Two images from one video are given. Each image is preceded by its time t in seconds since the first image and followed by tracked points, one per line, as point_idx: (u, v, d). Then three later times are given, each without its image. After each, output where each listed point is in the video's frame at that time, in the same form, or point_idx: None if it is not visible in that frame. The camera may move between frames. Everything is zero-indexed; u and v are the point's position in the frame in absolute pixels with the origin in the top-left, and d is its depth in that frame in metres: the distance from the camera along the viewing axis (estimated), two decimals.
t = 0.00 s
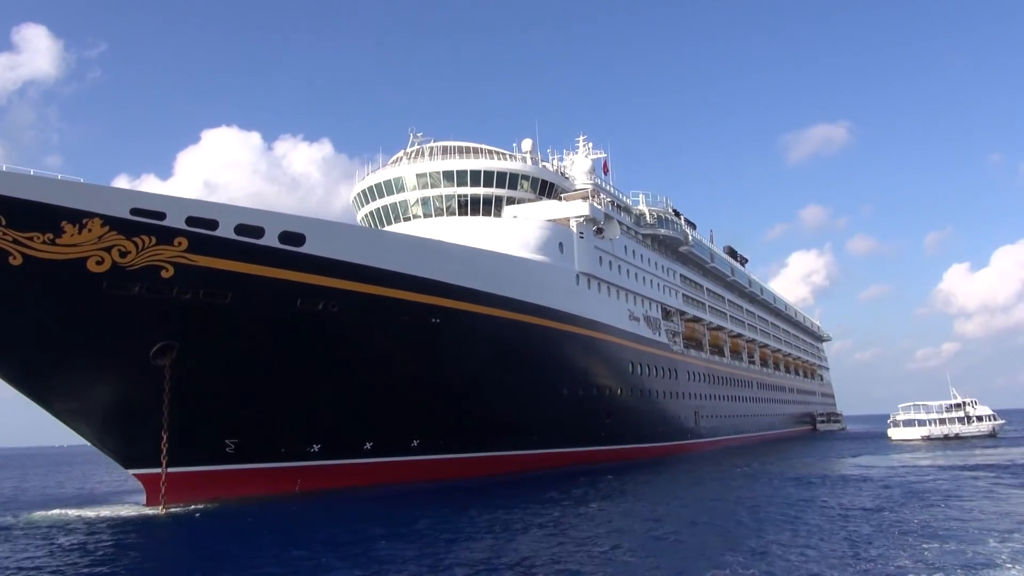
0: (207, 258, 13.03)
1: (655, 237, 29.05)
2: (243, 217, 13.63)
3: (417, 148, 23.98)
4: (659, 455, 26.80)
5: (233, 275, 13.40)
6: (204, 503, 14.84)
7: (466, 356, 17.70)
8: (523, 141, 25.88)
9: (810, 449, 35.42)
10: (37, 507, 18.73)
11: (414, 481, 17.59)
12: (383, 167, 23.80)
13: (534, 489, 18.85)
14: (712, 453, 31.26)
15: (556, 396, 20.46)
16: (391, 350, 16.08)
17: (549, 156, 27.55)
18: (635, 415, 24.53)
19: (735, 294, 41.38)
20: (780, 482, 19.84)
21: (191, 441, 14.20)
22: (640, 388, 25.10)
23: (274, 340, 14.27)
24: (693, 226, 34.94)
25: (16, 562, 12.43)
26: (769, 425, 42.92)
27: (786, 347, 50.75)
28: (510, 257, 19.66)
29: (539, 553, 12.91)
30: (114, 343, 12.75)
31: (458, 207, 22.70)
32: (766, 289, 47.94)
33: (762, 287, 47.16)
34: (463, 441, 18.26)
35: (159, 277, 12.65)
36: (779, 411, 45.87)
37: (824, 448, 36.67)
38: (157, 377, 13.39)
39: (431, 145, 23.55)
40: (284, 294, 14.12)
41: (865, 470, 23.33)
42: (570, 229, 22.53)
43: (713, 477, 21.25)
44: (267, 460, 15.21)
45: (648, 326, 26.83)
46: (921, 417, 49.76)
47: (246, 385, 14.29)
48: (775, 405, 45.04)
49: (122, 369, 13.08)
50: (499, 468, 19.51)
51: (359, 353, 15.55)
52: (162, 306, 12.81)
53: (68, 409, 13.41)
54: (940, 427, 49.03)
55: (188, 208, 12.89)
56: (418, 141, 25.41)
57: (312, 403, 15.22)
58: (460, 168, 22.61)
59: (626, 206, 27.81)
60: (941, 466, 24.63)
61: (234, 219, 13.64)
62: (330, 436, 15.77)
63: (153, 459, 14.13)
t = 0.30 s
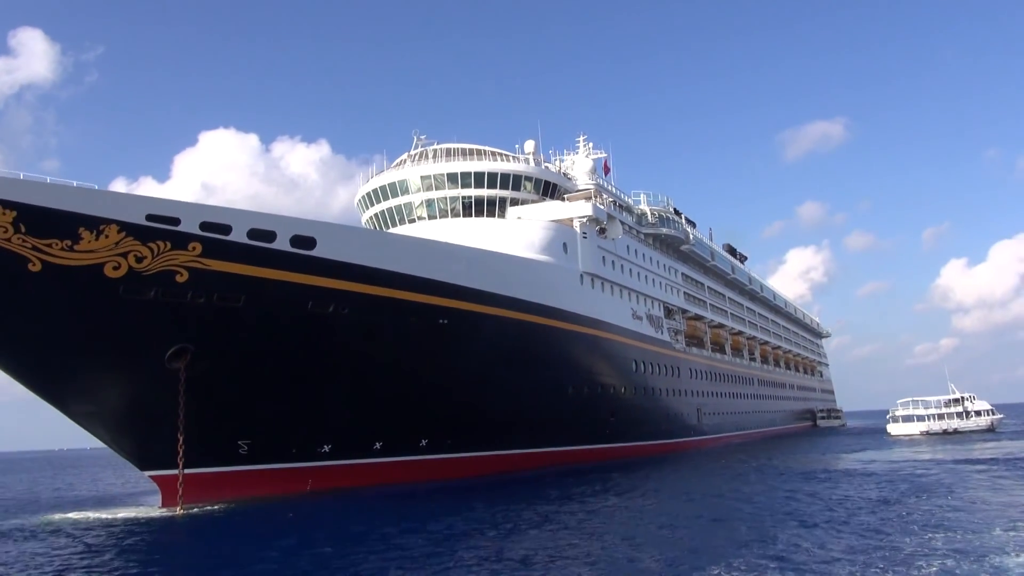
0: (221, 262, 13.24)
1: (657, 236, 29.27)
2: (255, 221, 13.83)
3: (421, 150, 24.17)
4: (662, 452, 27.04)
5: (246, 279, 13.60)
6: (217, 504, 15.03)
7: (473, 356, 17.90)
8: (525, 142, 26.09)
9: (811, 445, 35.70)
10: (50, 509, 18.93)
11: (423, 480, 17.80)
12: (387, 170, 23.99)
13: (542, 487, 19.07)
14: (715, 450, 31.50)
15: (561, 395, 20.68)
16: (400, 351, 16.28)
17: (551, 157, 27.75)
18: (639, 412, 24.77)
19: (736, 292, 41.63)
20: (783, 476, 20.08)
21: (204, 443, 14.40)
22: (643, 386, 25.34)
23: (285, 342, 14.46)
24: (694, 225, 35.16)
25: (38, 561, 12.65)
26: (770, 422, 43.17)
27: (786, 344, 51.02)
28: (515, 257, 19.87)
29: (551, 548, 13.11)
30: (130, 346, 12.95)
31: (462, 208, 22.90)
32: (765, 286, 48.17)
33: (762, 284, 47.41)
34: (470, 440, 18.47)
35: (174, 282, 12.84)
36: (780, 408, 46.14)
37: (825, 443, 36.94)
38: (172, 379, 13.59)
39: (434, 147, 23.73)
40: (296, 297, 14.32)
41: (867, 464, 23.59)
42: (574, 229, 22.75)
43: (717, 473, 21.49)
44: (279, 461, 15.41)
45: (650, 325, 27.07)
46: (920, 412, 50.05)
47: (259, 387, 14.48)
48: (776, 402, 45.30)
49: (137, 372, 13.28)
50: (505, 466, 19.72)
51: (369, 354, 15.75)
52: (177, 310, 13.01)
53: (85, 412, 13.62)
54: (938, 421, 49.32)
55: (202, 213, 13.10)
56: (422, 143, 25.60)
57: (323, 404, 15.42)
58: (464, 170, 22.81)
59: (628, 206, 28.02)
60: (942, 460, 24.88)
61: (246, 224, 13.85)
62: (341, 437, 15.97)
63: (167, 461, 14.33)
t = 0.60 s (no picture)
0: (234, 265, 13.44)
1: (660, 236, 29.49)
2: (268, 225, 14.06)
3: (426, 153, 24.36)
4: (667, 451, 27.25)
5: (259, 282, 13.81)
6: (230, 504, 15.26)
7: (480, 357, 18.09)
8: (529, 144, 26.29)
9: (813, 442, 35.91)
10: (64, 511, 19.15)
11: (432, 479, 18.02)
12: (392, 173, 24.18)
13: (548, 485, 19.29)
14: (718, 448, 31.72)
15: (567, 394, 20.88)
16: (409, 352, 16.47)
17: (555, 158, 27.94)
18: (643, 411, 24.99)
19: (737, 291, 41.85)
20: (787, 473, 20.29)
21: (219, 444, 14.62)
22: (648, 385, 25.55)
23: (297, 344, 14.65)
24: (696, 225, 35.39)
25: (61, 561, 12.87)
26: (772, 420, 43.39)
27: (787, 343, 51.25)
28: (521, 259, 20.07)
29: (561, 545, 13.30)
30: (146, 349, 13.16)
31: (467, 210, 23.10)
32: (766, 285, 48.36)
33: (763, 283, 47.62)
34: (478, 440, 18.67)
35: (190, 285, 13.06)
36: (781, 406, 46.37)
37: (827, 441, 37.15)
38: (187, 381, 13.81)
39: (439, 149, 23.92)
40: (308, 299, 14.54)
41: (870, 461, 23.82)
42: (578, 230, 22.97)
43: (722, 470, 21.70)
44: (291, 461, 15.63)
45: (654, 324, 27.29)
46: (920, 410, 50.29)
47: (271, 388, 14.68)
48: (777, 400, 45.51)
49: (154, 374, 13.50)
50: (512, 465, 19.91)
51: (379, 356, 15.94)
52: (192, 313, 13.22)
53: (102, 414, 13.83)
54: (938, 419, 49.52)
55: (217, 217, 13.32)
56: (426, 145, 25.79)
57: (333, 405, 15.62)
58: (469, 172, 23.00)
59: (631, 206, 28.22)
60: (943, 456, 25.09)
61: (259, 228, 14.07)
62: (351, 437, 16.18)
63: (182, 462, 14.55)
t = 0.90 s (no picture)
0: (251, 269, 13.67)
1: (665, 236, 29.69)
2: (283, 229, 14.28)
3: (434, 155, 24.57)
4: (673, 449, 27.44)
5: (275, 285, 14.03)
6: (247, 504, 15.53)
7: (491, 357, 18.28)
8: (536, 146, 26.49)
9: (817, 441, 36.10)
10: (80, 513, 19.41)
11: (443, 479, 18.24)
12: (400, 175, 24.38)
13: (558, 484, 19.51)
14: (723, 447, 31.92)
15: (576, 394, 21.08)
16: (421, 353, 16.68)
17: (561, 160, 28.13)
18: (650, 411, 25.19)
19: (741, 290, 42.01)
20: (794, 471, 20.49)
21: (236, 444, 14.87)
22: (654, 384, 25.76)
23: (312, 345, 14.86)
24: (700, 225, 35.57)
25: (84, 561, 13.11)
26: (776, 419, 43.58)
27: (791, 342, 51.39)
28: (530, 260, 20.28)
29: (575, 543, 13.48)
30: (166, 351, 13.39)
31: (475, 212, 23.30)
32: (770, 284, 48.49)
33: (767, 282, 47.76)
34: (489, 440, 18.88)
35: (208, 289, 13.28)
36: (785, 405, 46.54)
37: (831, 440, 37.36)
38: (205, 383, 14.05)
39: (447, 152, 24.12)
40: (323, 302, 14.76)
41: (875, 458, 24.00)
42: (585, 231, 23.18)
43: (729, 469, 21.89)
44: (306, 461, 15.87)
45: (660, 324, 27.50)
46: (923, 408, 50.45)
47: (286, 389, 14.91)
48: (781, 399, 45.68)
49: (173, 376, 13.75)
50: (522, 464, 20.12)
51: (392, 357, 16.15)
52: (210, 316, 13.44)
53: (121, 415, 14.07)
54: (941, 418, 49.65)
55: (234, 222, 13.55)
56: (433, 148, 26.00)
57: (347, 406, 15.84)
58: (477, 175, 23.21)
59: (637, 207, 28.39)
60: (948, 454, 25.27)
61: (275, 232, 14.30)
62: (364, 437, 16.39)
63: (200, 463, 14.80)
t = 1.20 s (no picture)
0: (268, 272, 13.88)
1: (671, 240, 29.87)
2: (300, 233, 14.50)
3: (443, 159, 24.79)
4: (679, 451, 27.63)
5: (291, 288, 14.24)
6: (262, 504, 15.80)
7: (501, 359, 18.46)
8: (544, 150, 26.70)
9: (821, 443, 36.30)
10: (94, 512, 19.64)
11: (453, 479, 18.45)
12: (410, 179, 24.60)
13: (566, 485, 19.70)
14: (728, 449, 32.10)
15: (584, 396, 21.25)
16: (433, 356, 16.86)
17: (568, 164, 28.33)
18: (657, 413, 25.38)
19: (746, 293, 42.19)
20: (801, 473, 20.65)
21: (251, 444, 15.12)
22: (661, 387, 25.95)
23: (326, 347, 15.07)
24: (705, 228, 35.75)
25: (103, 562, 13.30)
26: (780, 421, 43.76)
27: (794, 345, 51.54)
28: (539, 264, 20.47)
29: (586, 543, 13.66)
30: (184, 353, 13.64)
31: (484, 216, 23.51)
32: (774, 287, 48.67)
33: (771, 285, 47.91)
34: (498, 441, 19.08)
35: (226, 292, 13.49)
36: (789, 408, 46.69)
37: (834, 442, 37.56)
38: (223, 384, 14.31)
39: (457, 156, 24.34)
40: (337, 305, 14.96)
41: (880, 461, 24.15)
42: (593, 235, 23.38)
43: (735, 470, 22.07)
44: (319, 462, 16.10)
45: (666, 327, 27.70)
46: (925, 411, 50.58)
47: (301, 391, 15.13)
48: (785, 402, 45.83)
49: (191, 377, 14.01)
50: (530, 465, 20.32)
51: (404, 359, 16.33)
52: (228, 319, 13.68)
53: (141, 416, 14.38)
54: (943, 420, 49.84)
55: (252, 226, 13.78)
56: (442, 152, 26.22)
57: (360, 407, 16.04)
58: (486, 179, 23.41)
59: (643, 211, 28.60)
60: (952, 457, 25.41)
61: (292, 236, 14.52)
62: (376, 438, 16.60)
63: (216, 462, 15.08)
